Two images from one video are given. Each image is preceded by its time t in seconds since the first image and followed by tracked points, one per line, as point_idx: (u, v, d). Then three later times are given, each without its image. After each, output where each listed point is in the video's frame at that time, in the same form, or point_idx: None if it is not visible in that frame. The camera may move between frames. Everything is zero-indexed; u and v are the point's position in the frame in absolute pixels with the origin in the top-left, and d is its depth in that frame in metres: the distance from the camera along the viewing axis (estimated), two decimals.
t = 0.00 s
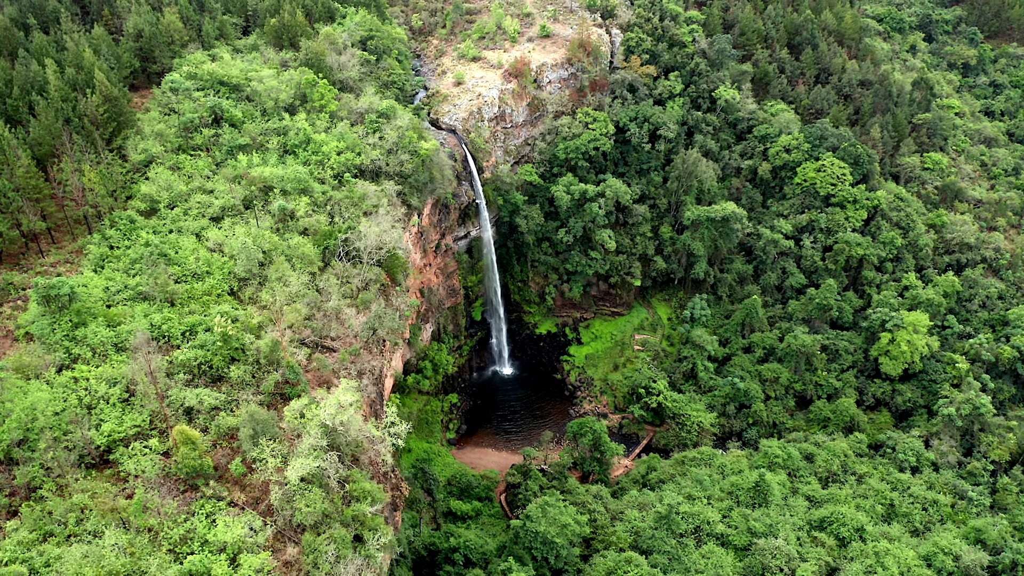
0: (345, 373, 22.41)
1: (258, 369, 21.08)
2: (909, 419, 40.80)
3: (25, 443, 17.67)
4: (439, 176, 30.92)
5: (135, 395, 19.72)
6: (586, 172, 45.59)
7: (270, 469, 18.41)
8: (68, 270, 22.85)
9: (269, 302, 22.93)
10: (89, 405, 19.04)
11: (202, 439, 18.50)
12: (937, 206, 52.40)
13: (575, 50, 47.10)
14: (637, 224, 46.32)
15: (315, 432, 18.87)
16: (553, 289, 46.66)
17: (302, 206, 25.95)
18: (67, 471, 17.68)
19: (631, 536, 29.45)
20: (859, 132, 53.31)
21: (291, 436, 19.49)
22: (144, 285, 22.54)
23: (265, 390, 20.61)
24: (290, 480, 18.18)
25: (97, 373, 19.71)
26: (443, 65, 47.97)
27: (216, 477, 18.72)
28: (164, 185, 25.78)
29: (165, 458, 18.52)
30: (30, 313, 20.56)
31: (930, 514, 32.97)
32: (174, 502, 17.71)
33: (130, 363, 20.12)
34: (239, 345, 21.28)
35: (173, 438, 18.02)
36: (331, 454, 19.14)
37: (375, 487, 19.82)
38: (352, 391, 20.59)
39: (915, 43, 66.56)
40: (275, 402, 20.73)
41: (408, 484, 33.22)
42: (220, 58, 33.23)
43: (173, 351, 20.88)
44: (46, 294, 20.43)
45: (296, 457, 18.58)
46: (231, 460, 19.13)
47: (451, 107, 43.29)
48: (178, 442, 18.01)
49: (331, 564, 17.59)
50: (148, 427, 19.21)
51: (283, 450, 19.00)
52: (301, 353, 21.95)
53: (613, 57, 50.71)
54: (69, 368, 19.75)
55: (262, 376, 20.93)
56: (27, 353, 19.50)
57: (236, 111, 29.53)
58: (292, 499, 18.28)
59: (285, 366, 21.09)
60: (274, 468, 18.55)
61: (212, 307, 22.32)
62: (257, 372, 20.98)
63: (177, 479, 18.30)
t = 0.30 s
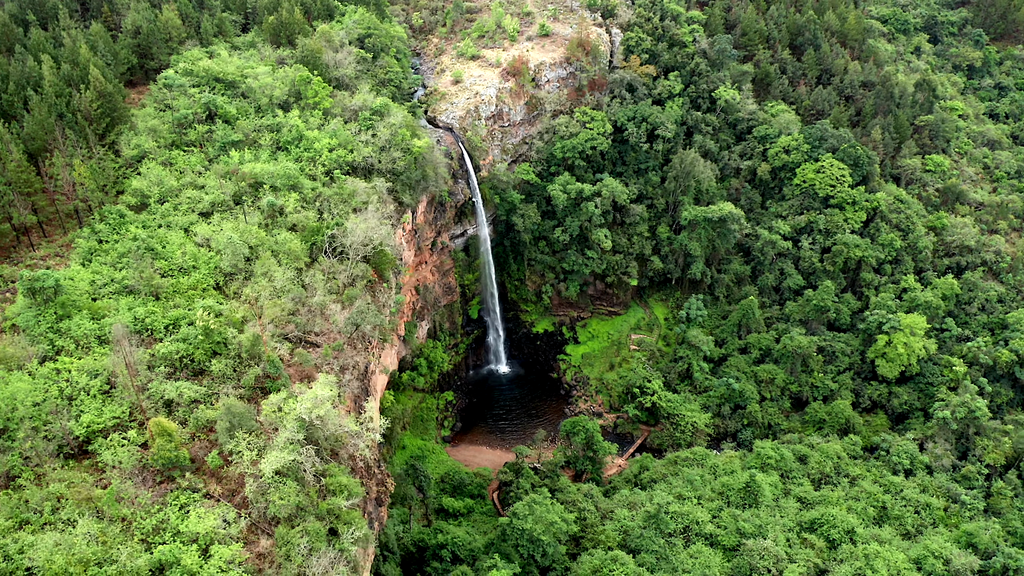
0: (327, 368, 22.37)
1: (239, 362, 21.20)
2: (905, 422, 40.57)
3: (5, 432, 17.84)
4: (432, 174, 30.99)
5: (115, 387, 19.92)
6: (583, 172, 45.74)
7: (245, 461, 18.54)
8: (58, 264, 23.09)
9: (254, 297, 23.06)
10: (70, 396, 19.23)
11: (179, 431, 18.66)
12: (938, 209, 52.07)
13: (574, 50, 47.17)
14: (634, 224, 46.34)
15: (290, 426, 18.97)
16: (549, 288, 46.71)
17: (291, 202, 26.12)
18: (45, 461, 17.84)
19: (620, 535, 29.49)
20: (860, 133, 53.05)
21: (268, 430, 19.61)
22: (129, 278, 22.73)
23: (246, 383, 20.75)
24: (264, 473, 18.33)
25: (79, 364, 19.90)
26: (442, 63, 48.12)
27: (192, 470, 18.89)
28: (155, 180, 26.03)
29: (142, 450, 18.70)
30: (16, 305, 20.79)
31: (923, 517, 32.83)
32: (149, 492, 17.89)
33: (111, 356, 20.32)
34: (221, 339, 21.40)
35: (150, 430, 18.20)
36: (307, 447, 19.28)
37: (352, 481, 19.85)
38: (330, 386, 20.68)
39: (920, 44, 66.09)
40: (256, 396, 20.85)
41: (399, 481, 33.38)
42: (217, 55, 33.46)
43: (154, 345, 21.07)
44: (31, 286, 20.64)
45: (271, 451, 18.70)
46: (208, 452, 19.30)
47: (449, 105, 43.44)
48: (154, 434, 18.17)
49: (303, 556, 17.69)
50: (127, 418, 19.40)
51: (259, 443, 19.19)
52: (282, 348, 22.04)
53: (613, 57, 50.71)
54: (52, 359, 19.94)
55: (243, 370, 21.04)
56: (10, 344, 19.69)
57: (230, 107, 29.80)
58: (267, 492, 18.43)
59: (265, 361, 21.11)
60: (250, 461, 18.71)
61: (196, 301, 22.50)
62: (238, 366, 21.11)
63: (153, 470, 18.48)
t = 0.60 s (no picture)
0: (310, 364, 22.39)
1: (220, 356, 21.37)
2: (902, 425, 40.34)
3: None
4: (425, 172, 31.38)
5: (97, 379, 20.14)
6: (580, 171, 45.99)
7: (221, 454, 18.64)
8: (47, 257, 23.36)
9: (240, 291, 23.28)
10: (52, 387, 19.44)
11: (156, 422, 18.81)
12: (939, 211, 51.77)
13: (573, 48, 47.23)
14: (631, 223, 46.45)
15: (268, 420, 19.13)
16: (546, 287, 46.77)
17: (280, 198, 26.34)
18: (25, 450, 18.01)
19: (609, 534, 29.57)
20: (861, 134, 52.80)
21: (245, 423, 19.75)
22: (115, 272, 22.99)
23: (227, 377, 20.93)
24: (239, 465, 18.47)
25: (62, 356, 20.10)
26: (441, 62, 48.32)
27: (168, 461, 19.09)
28: (147, 175, 26.36)
29: (121, 441, 18.88)
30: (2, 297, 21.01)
31: (914, 520, 32.72)
32: (125, 483, 18.08)
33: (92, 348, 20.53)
34: (203, 332, 21.65)
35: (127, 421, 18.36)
36: (284, 441, 19.45)
37: (329, 475, 20.09)
38: (308, 380, 20.84)
39: (925, 46, 65.61)
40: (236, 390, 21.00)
41: (391, 477, 33.58)
42: (214, 52, 33.72)
43: (137, 338, 21.32)
44: (17, 278, 20.87)
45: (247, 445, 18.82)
46: (185, 444, 19.50)
47: (446, 103, 43.63)
48: (131, 425, 18.31)
49: (276, 549, 17.92)
50: (107, 410, 19.62)
51: (237, 436, 19.27)
52: (263, 342, 22.13)
53: (612, 56, 50.74)
54: (35, 350, 20.15)
55: (224, 363, 21.20)
56: None
57: (225, 104, 30.17)
58: (242, 484, 18.52)
59: (247, 355, 21.23)
60: (226, 454, 18.75)
61: (181, 295, 22.77)
62: (219, 360, 21.29)
63: (130, 461, 18.67)
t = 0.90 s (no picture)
0: (293, 358, 22.55)
1: (203, 349, 21.56)
2: (898, 427, 40.15)
3: None
4: (419, 170, 31.30)
5: (78, 370, 20.33)
6: (577, 170, 46.07)
7: (199, 446, 18.92)
8: (37, 250, 23.67)
9: (226, 285, 23.48)
10: (34, 377, 19.68)
11: (134, 413, 18.99)
12: (940, 214, 51.46)
13: (572, 48, 47.31)
14: (629, 223, 46.59)
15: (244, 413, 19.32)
16: (543, 285, 46.80)
17: (270, 194, 26.55)
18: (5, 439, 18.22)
19: (597, 533, 29.62)
20: (862, 136, 52.56)
21: (223, 416, 19.93)
22: (101, 265, 23.25)
23: (208, 370, 21.12)
24: (216, 457, 18.69)
25: (46, 347, 20.35)
26: (440, 60, 48.47)
27: (146, 452, 19.30)
28: (139, 170, 26.73)
29: (100, 431, 19.10)
30: None
31: (906, 523, 32.61)
32: (102, 472, 18.33)
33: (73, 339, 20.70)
34: (187, 325, 21.88)
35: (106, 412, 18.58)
36: (261, 434, 19.67)
37: (308, 468, 20.21)
38: (287, 373, 21.06)
39: (930, 47, 65.07)
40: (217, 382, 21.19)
41: (383, 474, 33.78)
42: (212, 49, 34.00)
43: (120, 330, 21.58)
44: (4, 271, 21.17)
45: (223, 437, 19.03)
46: (164, 435, 19.71)
47: (444, 101, 43.68)
48: (110, 415, 18.54)
49: (250, 540, 18.10)
50: (88, 399, 19.83)
51: (214, 428, 19.49)
52: (246, 336, 22.38)
53: (612, 56, 50.76)
54: (19, 341, 20.42)
55: (206, 356, 21.44)
56: None
57: (219, 101, 30.50)
58: (218, 476, 18.78)
59: (229, 348, 21.53)
60: (203, 445, 19.09)
61: (166, 288, 23.02)
62: (202, 352, 21.48)
63: (108, 452, 18.88)
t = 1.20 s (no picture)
0: (276, 352, 22.78)
1: (186, 342, 21.81)
2: (894, 430, 39.96)
3: None
4: (412, 168, 31.48)
5: (61, 362, 20.48)
6: (574, 169, 46.20)
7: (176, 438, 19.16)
8: (28, 242, 23.96)
9: (212, 280, 23.66)
10: (18, 367, 19.89)
11: (114, 405, 19.21)
12: (940, 216, 51.14)
13: (570, 47, 47.44)
14: (627, 222, 46.74)
15: (222, 406, 19.59)
16: (540, 284, 46.89)
17: (261, 190, 26.75)
18: None
19: (586, 531, 29.68)
20: (863, 137, 52.30)
21: (201, 408, 20.15)
22: (89, 258, 23.48)
23: (190, 364, 21.40)
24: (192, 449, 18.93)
25: (30, 338, 20.56)
26: (439, 59, 48.63)
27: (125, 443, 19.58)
28: (132, 165, 27.07)
29: (80, 422, 19.33)
30: None
31: (898, 526, 32.49)
32: (81, 463, 18.61)
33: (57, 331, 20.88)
34: (171, 319, 22.12)
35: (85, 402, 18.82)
36: (240, 427, 19.86)
37: (286, 461, 20.44)
38: (266, 366, 21.26)
39: (935, 49, 64.55)
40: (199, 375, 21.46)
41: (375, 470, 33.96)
42: (209, 46, 34.28)
43: (105, 323, 21.82)
44: None
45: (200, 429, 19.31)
46: (143, 427, 19.96)
47: (442, 99, 43.80)
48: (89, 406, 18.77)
49: (225, 531, 18.35)
50: (69, 391, 20.05)
51: (192, 420, 19.72)
52: (229, 330, 22.67)
53: (612, 55, 50.77)
54: (5, 332, 20.67)
55: (189, 350, 21.68)
56: None
57: (214, 96, 30.83)
58: (194, 467, 18.99)
59: (212, 342, 21.80)
60: (181, 437, 19.31)
61: (152, 282, 23.25)
62: (185, 346, 21.74)
63: (88, 443, 19.16)
